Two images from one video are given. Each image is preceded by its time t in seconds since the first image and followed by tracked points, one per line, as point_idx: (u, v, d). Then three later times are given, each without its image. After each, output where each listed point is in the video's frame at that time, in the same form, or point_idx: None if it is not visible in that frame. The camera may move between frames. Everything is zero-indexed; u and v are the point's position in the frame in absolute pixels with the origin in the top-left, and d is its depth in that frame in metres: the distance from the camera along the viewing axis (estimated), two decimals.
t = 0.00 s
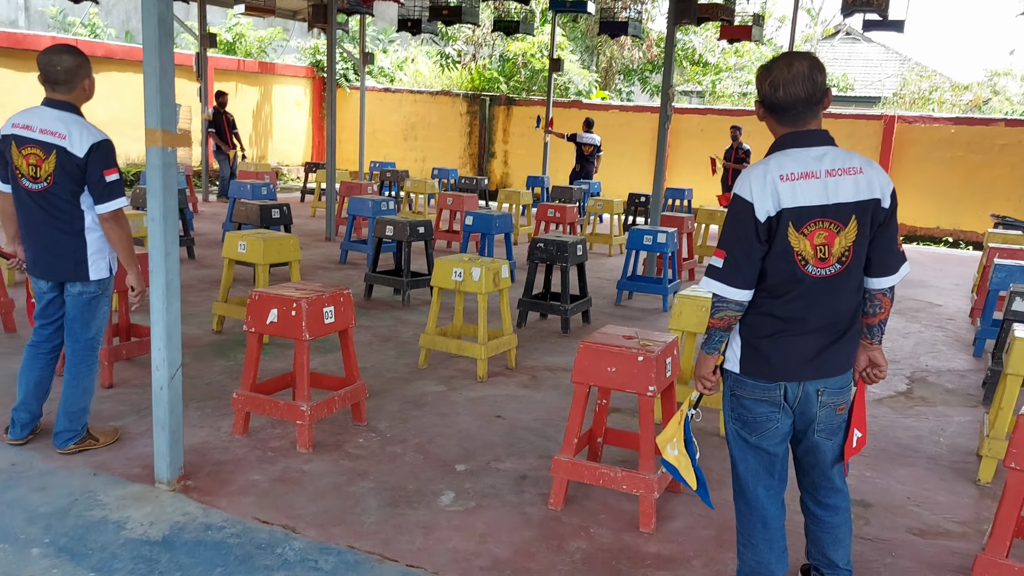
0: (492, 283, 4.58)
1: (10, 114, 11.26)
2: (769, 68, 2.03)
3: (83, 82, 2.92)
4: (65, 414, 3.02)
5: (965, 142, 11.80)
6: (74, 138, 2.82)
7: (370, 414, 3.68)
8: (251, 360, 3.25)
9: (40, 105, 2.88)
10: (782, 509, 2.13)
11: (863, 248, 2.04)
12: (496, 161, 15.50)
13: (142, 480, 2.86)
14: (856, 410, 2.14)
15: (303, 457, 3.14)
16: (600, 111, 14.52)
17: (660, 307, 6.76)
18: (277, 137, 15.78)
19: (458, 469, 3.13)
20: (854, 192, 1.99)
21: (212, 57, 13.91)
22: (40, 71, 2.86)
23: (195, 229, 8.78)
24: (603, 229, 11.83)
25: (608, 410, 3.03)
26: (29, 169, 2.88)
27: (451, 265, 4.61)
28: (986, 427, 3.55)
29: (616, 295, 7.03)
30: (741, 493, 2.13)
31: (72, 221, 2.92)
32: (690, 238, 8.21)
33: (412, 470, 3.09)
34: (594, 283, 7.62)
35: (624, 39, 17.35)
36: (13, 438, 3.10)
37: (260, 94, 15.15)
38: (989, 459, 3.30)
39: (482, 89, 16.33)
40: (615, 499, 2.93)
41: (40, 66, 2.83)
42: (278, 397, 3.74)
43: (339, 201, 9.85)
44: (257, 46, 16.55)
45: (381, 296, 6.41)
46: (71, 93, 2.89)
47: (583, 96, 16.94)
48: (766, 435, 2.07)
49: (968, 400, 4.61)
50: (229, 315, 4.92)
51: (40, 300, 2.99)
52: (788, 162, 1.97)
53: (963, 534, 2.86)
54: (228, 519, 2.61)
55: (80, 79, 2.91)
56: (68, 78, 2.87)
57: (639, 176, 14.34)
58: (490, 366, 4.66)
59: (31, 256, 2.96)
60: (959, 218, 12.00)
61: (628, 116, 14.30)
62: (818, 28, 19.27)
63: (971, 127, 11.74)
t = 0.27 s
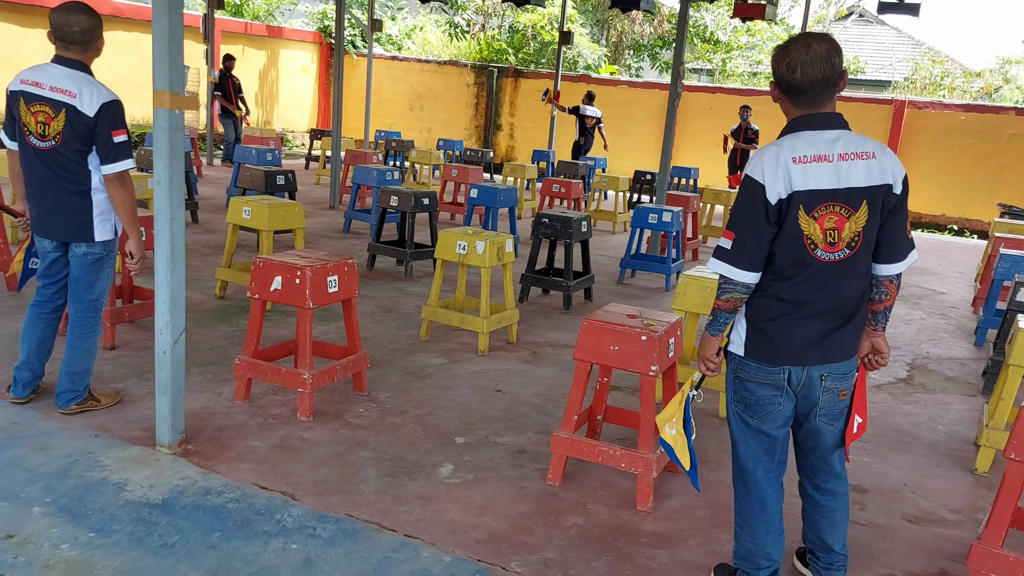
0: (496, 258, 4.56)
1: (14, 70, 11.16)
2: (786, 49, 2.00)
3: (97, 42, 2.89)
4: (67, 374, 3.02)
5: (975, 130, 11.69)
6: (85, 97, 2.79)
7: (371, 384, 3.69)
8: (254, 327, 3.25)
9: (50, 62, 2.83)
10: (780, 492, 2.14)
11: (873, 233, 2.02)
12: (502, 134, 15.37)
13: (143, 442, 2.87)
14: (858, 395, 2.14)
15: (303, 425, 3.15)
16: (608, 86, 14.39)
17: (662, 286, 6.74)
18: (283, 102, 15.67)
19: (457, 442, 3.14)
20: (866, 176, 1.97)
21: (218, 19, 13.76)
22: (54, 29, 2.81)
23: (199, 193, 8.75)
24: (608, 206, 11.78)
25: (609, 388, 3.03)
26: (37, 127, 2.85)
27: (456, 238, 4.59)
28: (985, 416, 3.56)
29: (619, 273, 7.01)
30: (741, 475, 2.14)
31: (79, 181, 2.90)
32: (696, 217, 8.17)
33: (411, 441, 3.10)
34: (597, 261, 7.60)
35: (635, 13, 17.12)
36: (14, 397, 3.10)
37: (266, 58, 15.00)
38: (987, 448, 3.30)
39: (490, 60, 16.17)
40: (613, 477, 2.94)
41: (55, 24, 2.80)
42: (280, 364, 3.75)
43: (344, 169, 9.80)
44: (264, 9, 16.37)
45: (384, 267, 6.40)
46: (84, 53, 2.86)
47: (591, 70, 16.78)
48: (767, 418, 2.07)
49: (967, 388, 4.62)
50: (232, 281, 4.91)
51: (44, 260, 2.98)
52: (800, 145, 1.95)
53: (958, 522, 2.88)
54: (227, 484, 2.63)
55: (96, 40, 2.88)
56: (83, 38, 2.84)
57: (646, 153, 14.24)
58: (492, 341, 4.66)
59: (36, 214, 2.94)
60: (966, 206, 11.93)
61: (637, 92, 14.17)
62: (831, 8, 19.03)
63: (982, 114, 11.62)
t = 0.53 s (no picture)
0: (502, 256, 4.56)
1: (21, 62, 11.18)
2: (799, 54, 1.99)
3: (110, 38, 2.89)
4: (73, 369, 3.02)
5: (982, 132, 11.66)
6: (96, 93, 2.79)
7: (376, 382, 3.69)
8: (260, 323, 3.25)
9: (61, 57, 2.83)
10: (786, 498, 2.14)
11: (882, 239, 2.02)
12: (507, 131, 15.35)
13: (148, 438, 2.88)
14: (865, 401, 2.14)
15: (308, 422, 3.15)
16: (614, 84, 14.37)
17: (667, 286, 6.73)
18: (289, 97, 15.67)
19: (461, 441, 3.14)
20: (877, 182, 1.96)
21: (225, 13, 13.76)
22: (67, 24, 2.81)
23: (205, 187, 8.76)
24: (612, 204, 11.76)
25: (614, 390, 3.03)
26: (47, 122, 2.85)
27: (462, 236, 4.59)
28: (989, 422, 3.56)
29: (624, 272, 7.01)
30: (747, 479, 2.14)
31: (88, 176, 2.91)
32: (700, 217, 8.16)
33: (416, 440, 3.10)
34: (602, 260, 7.60)
35: (642, 12, 17.08)
36: (20, 390, 3.11)
37: (272, 52, 15.01)
38: (992, 454, 3.31)
39: (496, 57, 16.16)
40: (617, 479, 2.95)
41: (69, 19, 2.80)
42: (285, 360, 3.75)
43: (349, 164, 9.79)
44: (271, 3, 16.36)
45: (388, 263, 6.40)
46: (96, 49, 2.86)
47: (597, 68, 16.76)
48: (774, 424, 2.07)
49: (971, 393, 4.61)
50: (237, 276, 4.92)
51: (52, 254, 2.99)
52: (812, 150, 1.94)
53: (962, 528, 2.88)
54: (233, 481, 2.63)
55: (108, 36, 2.88)
56: (96, 34, 2.85)
57: (651, 152, 14.22)
58: (496, 339, 4.66)
59: (44, 209, 2.94)
60: (971, 209, 11.91)
61: (642, 91, 14.15)
62: (838, 9, 18.98)
63: (989, 117, 11.59)
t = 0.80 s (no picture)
0: (507, 253, 4.55)
1: (26, 58, 11.19)
2: (810, 50, 1.97)
3: (116, 34, 2.89)
4: (78, 365, 3.02)
5: (988, 131, 11.61)
6: (102, 89, 2.78)
7: (380, 379, 3.69)
8: (265, 320, 3.25)
9: (67, 52, 2.83)
10: (793, 497, 2.13)
11: (891, 237, 2.01)
12: (511, 128, 15.33)
13: (153, 435, 2.88)
14: (872, 401, 2.13)
15: (313, 419, 3.15)
16: (618, 82, 14.34)
17: (671, 284, 6.72)
18: (292, 93, 15.67)
19: (466, 439, 3.13)
20: (886, 180, 1.95)
21: (230, 9, 13.76)
22: (72, 20, 2.80)
23: (209, 183, 8.76)
24: (616, 202, 11.74)
25: (619, 388, 3.02)
26: (53, 118, 2.85)
27: (466, 233, 4.57)
28: (996, 422, 3.54)
29: (628, 270, 6.99)
30: (753, 479, 2.13)
31: (94, 172, 2.90)
32: (705, 215, 8.14)
33: (420, 438, 3.09)
34: (606, 257, 7.58)
35: (646, 9, 17.04)
36: (25, 386, 3.11)
37: (276, 48, 15.00)
38: (999, 454, 3.29)
39: (500, 54, 16.13)
40: (622, 477, 2.94)
41: (74, 16, 2.78)
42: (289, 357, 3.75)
43: (352, 161, 9.79)
44: None
45: (392, 260, 6.39)
46: (102, 45, 2.86)
47: (601, 65, 16.73)
48: (781, 423, 2.06)
49: (977, 393, 4.59)
50: (242, 273, 4.92)
51: (57, 250, 2.99)
52: (820, 147, 1.93)
53: (968, 528, 2.86)
54: (237, 478, 2.63)
55: (114, 32, 2.88)
56: (103, 30, 2.84)
57: (655, 149, 14.20)
58: (500, 336, 4.65)
59: (50, 205, 2.94)
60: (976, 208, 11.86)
61: (647, 88, 14.12)
62: (843, 6, 18.90)
63: (994, 115, 11.54)
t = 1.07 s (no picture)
0: (508, 252, 4.54)
1: (27, 57, 11.20)
2: (819, 46, 1.96)
3: (117, 33, 2.88)
4: (80, 364, 3.02)
5: (990, 128, 11.58)
6: (104, 88, 2.77)
7: (382, 378, 3.68)
8: (267, 320, 3.24)
9: (68, 52, 2.82)
10: (797, 497, 2.12)
11: (895, 235, 1.99)
12: (512, 127, 15.31)
13: (155, 434, 2.87)
14: (876, 400, 2.12)
15: (314, 418, 3.14)
16: (619, 79, 14.31)
17: (673, 282, 6.71)
18: (293, 92, 15.67)
19: (468, 438, 3.13)
20: (891, 178, 1.94)
21: (230, 8, 13.76)
22: (73, 19, 2.79)
23: (210, 183, 8.76)
24: (618, 200, 11.71)
25: (621, 387, 3.02)
26: (55, 117, 2.84)
27: (468, 232, 4.57)
28: (1001, 420, 3.53)
29: (630, 268, 6.98)
30: (758, 478, 2.12)
31: (95, 172, 2.90)
32: (708, 213, 8.13)
33: (422, 437, 3.09)
34: (608, 256, 7.57)
35: (648, 6, 17.00)
36: (26, 386, 3.10)
37: (277, 47, 14.99)
38: (1004, 453, 3.28)
39: (501, 52, 16.10)
40: (625, 476, 2.93)
41: (75, 14, 2.78)
42: (291, 357, 3.74)
43: (354, 160, 9.78)
44: None
45: (394, 259, 6.39)
46: (104, 44, 2.85)
47: (603, 63, 16.70)
48: (786, 422, 2.04)
49: (981, 391, 4.58)
50: (243, 272, 4.91)
51: (58, 250, 2.98)
52: (825, 145, 1.92)
53: (974, 527, 2.85)
54: (239, 477, 2.62)
55: (115, 31, 2.87)
56: (104, 30, 2.83)
57: (656, 147, 14.18)
58: (502, 335, 4.64)
59: (51, 204, 2.93)
60: (979, 205, 11.84)
61: (648, 86, 14.09)
62: (845, 3, 18.85)
63: (997, 112, 11.51)
